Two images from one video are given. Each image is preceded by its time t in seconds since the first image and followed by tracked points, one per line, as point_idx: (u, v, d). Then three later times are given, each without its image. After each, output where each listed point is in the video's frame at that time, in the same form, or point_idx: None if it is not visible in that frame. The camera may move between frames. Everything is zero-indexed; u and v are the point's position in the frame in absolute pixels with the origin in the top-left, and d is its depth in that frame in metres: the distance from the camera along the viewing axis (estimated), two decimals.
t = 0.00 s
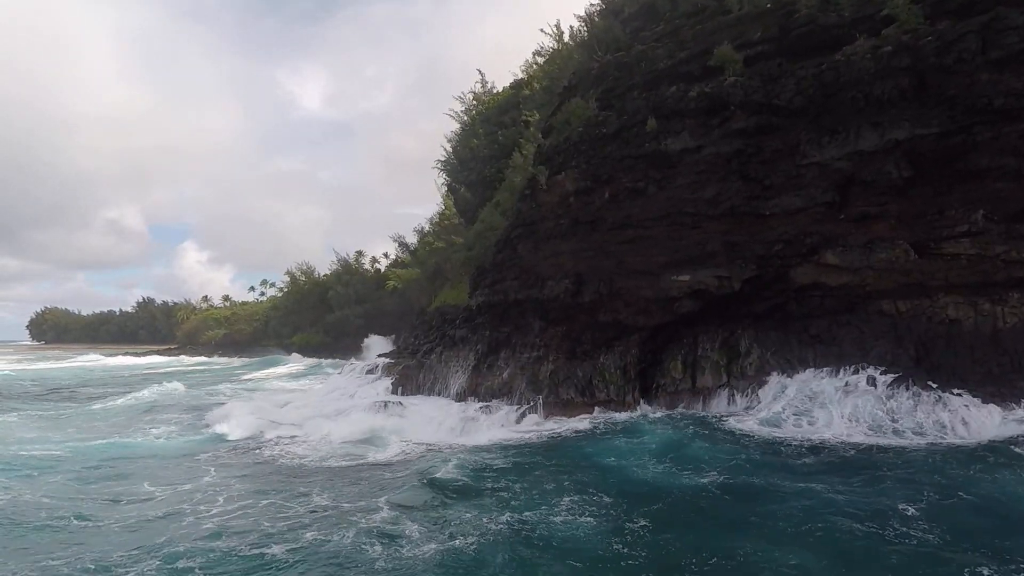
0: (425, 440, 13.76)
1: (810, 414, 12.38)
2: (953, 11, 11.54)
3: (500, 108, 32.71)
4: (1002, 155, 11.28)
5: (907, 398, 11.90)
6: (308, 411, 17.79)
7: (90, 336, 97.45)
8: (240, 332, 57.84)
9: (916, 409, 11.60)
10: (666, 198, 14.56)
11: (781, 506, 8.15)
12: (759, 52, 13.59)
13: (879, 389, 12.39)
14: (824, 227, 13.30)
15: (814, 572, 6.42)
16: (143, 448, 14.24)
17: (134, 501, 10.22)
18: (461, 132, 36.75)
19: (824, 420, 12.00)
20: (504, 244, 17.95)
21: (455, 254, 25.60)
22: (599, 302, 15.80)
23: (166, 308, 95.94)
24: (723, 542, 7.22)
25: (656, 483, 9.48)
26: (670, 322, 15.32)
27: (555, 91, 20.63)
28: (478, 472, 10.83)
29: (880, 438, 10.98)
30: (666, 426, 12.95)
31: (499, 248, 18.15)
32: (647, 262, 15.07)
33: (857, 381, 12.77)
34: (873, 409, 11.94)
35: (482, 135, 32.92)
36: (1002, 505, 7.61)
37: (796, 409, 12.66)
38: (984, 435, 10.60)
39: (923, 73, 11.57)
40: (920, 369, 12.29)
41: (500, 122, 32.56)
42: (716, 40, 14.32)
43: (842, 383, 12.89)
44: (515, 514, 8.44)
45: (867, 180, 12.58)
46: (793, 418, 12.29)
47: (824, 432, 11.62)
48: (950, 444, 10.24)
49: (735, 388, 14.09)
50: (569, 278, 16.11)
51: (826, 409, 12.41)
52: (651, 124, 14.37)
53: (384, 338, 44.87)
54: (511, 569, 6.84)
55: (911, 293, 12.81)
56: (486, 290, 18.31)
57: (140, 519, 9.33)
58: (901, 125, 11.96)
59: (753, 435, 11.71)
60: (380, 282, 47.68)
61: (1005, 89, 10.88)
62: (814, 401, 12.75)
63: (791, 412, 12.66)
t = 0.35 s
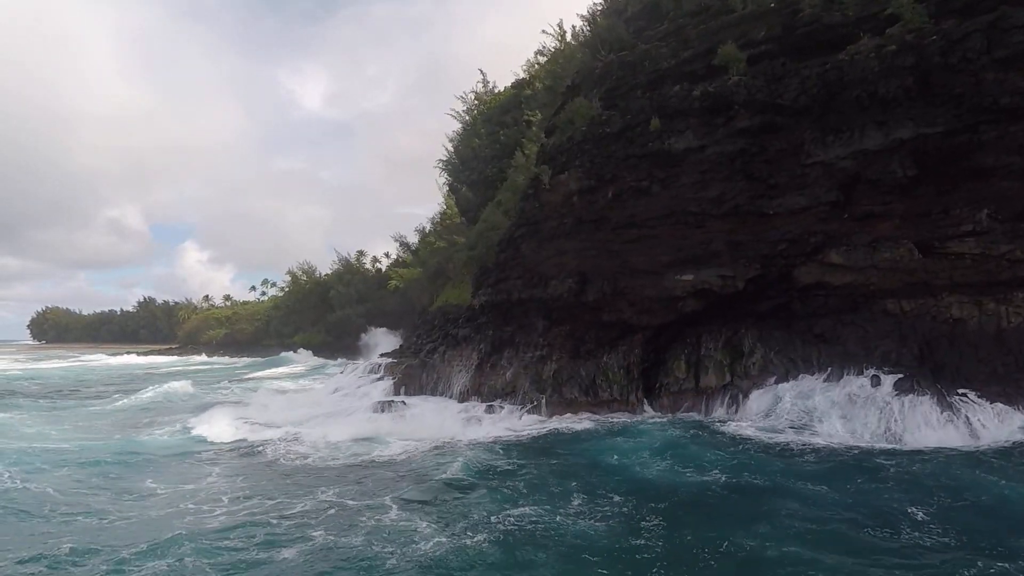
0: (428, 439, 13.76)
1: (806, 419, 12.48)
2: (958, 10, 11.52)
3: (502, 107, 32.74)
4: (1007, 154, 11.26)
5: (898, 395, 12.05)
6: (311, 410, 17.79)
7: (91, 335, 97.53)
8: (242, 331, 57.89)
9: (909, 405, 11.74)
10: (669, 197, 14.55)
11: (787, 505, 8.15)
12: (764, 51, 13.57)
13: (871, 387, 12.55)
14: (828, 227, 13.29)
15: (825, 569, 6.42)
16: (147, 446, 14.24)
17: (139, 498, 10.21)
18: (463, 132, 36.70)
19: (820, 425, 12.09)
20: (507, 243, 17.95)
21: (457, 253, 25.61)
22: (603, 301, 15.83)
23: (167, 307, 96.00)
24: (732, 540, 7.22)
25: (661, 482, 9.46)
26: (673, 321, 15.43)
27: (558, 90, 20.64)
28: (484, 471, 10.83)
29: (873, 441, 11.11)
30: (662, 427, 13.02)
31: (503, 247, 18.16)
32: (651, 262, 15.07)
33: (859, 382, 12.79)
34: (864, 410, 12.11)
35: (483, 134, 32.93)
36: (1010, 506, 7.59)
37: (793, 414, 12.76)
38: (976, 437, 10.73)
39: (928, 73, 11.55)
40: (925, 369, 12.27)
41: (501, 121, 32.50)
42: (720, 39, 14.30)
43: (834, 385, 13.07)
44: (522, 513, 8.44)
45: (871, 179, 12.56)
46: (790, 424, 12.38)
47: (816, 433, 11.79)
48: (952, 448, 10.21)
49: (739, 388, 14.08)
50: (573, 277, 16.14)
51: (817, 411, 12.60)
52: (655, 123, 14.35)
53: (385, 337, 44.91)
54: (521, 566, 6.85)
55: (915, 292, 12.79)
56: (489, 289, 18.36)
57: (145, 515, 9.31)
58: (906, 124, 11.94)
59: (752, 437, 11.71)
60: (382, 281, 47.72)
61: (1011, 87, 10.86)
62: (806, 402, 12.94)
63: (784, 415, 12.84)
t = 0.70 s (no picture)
0: (432, 438, 13.80)
1: (807, 423, 12.53)
2: (963, 10, 11.51)
3: (504, 107, 32.75)
4: (1011, 154, 11.26)
5: (900, 395, 12.08)
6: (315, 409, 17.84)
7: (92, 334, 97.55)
8: (243, 331, 57.90)
9: (909, 405, 11.78)
10: (673, 196, 14.54)
11: (795, 505, 8.14)
12: (768, 50, 13.57)
13: (873, 387, 12.58)
14: (832, 226, 13.28)
15: (833, 566, 6.42)
16: (152, 442, 14.28)
17: (146, 494, 10.24)
18: (464, 131, 36.68)
19: (820, 430, 12.14)
20: (511, 242, 17.95)
21: (459, 252, 25.62)
22: (607, 300, 15.87)
23: (167, 306, 95.94)
24: (741, 536, 7.24)
25: (667, 479, 9.48)
26: (677, 321, 15.49)
27: (560, 89, 20.65)
28: (490, 469, 10.86)
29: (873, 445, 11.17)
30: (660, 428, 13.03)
31: (506, 245, 18.07)
32: (654, 261, 15.07)
33: (862, 382, 12.80)
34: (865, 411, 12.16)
35: (485, 134, 32.93)
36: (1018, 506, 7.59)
37: (793, 417, 12.81)
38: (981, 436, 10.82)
39: (933, 72, 11.53)
40: (929, 368, 12.28)
41: (503, 121, 32.51)
42: (724, 38, 14.30)
43: (835, 386, 13.08)
44: (529, 511, 8.45)
45: (876, 179, 12.55)
46: (790, 429, 12.44)
47: (817, 439, 11.84)
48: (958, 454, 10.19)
49: (742, 387, 14.07)
50: (576, 276, 16.18)
51: (818, 413, 12.67)
52: (659, 122, 14.34)
53: (386, 337, 44.92)
54: (529, 563, 6.85)
55: (920, 291, 12.79)
56: (492, 289, 18.41)
57: (153, 511, 9.31)
58: (911, 124, 11.93)
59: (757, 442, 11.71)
60: (383, 281, 47.76)
61: (1016, 87, 10.85)
62: (807, 403, 12.99)
63: (785, 417, 12.89)
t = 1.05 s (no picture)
0: (437, 436, 13.82)
1: (809, 428, 12.53)
2: (968, 9, 11.52)
3: (506, 107, 32.81)
4: (1017, 154, 11.24)
5: (904, 395, 12.09)
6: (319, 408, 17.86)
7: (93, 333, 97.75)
8: (244, 330, 57.93)
9: (915, 406, 11.78)
10: (677, 195, 14.48)
11: (802, 502, 8.15)
12: (773, 50, 13.57)
13: (877, 387, 12.58)
14: (836, 226, 13.28)
15: (841, 563, 6.41)
16: (157, 438, 14.30)
17: (151, 487, 10.23)
18: (466, 131, 36.70)
19: (824, 436, 12.16)
20: (515, 242, 18.10)
21: (462, 252, 25.66)
22: (610, 300, 15.93)
23: (168, 306, 95.95)
24: (747, 533, 7.24)
25: (672, 477, 9.49)
26: (681, 320, 15.47)
27: (564, 88, 20.70)
28: (496, 467, 10.89)
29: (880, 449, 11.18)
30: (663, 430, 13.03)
31: (510, 246, 18.35)
32: (659, 260, 15.07)
33: (866, 381, 12.81)
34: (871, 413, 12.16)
35: (487, 134, 32.98)
36: None
37: (796, 422, 12.82)
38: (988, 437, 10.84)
39: (939, 72, 11.52)
40: (934, 368, 12.27)
41: (505, 121, 32.56)
42: (729, 38, 14.31)
43: (838, 386, 13.03)
44: (536, 509, 8.47)
45: (881, 178, 12.55)
46: (793, 435, 12.47)
47: (820, 444, 11.87)
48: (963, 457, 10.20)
49: (746, 387, 14.06)
50: (581, 276, 16.31)
51: (823, 416, 12.68)
52: (663, 122, 14.34)
53: (388, 336, 44.97)
54: (537, 559, 6.86)
55: (925, 291, 12.77)
56: (497, 288, 18.54)
57: (159, 504, 9.33)
58: (916, 124, 11.92)
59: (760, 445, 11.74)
60: (385, 280, 47.81)
61: (1021, 86, 10.84)
62: (811, 405, 13.01)
63: (791, 421, 12.90)
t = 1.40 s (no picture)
0: (442, 435, 13.81)
1: (815, 432, 12.55)
2: (974, 9, 11.52)
3: (508, 107, 32.87)
4: None
5: (909, 395, 12.05)
6: (323, 408, 17.84)
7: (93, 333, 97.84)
8: (245, 330, 57.97)
9: (921, 406, 11.76)
10: (682, 195, 14.49)
11: (810, 499, 8.18)
12: (778, 50, 13.58)
13: (881, 387, 12.55)
14: (841, 226, 13.28)
15: (853, 561, 6.39)
16: (165, 433, 14.33)
17: (161, 480, 10.26)
18: (468, 131, 36.73)
19: (829, 442, 12.17)
20: (519, 242, 18.19)
21: (464, 252, 25.69)
22: (615, 300, 15.92)
23: (168, 305, 95.90)
24: (757, 529, 7.28)
25: (679, 475, 9.51)
26: (685, 320, 15.46)
27: (568, 89, 20.75)
28: (502, 466, 10.91)
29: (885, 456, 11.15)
30: (666, 432, 13.02)
31: (515, 246, 18.51)
32: (663, 260, 15.06)
33: (870, 381, 12.79)
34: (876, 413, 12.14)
35: (489, 134, 33.03)
36: None
37: (801, 425, 12.83)
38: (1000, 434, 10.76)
39: (944, 71, 11.51)
40: (939, 368, 12.25)
41: (507, 121, 32.63)
42: (733, 38, 14.32)
43: (842, 387, 13.01)
44: (546, 507, 8.47)
45: (886, 178, 12.53)
46: (798, 441, 12.49)
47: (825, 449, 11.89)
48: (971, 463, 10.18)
49: (751, 387, 14.04)
50: (585, 275, 16.30)
51: (828, 416, 12.69)
52: (667, 121, 14.35)
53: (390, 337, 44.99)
54: (547, 555, 6.86)
55: (930, 291, 12.76)
56: (501, 288, 18.58)
57: (168, 498, 9.32)
58: (921, 123, 11.91)
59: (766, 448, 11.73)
60: (386, 280, 47.86)
61: None
62: (816, 405, 12.99)
63: (796, 423, 12.89)
